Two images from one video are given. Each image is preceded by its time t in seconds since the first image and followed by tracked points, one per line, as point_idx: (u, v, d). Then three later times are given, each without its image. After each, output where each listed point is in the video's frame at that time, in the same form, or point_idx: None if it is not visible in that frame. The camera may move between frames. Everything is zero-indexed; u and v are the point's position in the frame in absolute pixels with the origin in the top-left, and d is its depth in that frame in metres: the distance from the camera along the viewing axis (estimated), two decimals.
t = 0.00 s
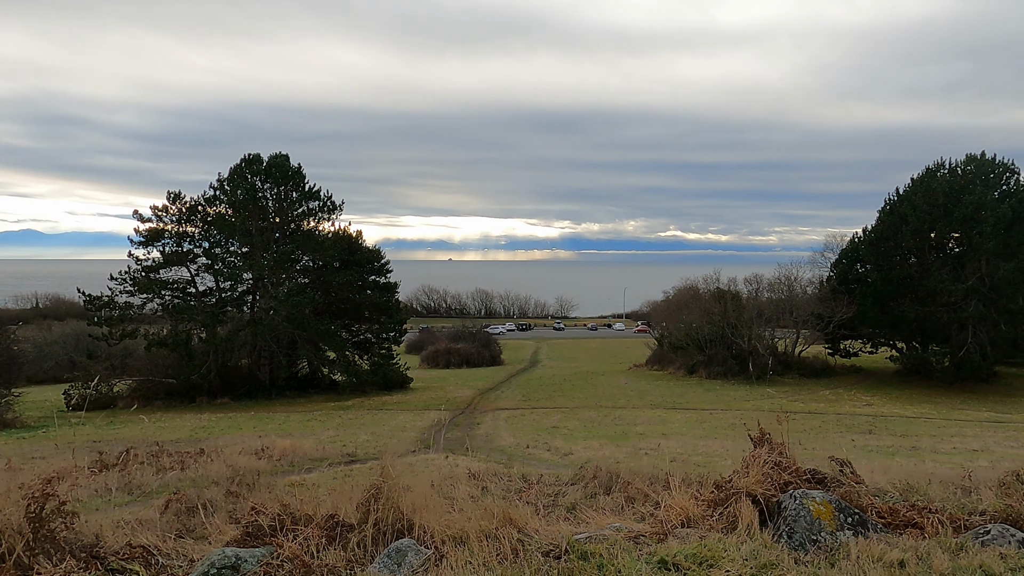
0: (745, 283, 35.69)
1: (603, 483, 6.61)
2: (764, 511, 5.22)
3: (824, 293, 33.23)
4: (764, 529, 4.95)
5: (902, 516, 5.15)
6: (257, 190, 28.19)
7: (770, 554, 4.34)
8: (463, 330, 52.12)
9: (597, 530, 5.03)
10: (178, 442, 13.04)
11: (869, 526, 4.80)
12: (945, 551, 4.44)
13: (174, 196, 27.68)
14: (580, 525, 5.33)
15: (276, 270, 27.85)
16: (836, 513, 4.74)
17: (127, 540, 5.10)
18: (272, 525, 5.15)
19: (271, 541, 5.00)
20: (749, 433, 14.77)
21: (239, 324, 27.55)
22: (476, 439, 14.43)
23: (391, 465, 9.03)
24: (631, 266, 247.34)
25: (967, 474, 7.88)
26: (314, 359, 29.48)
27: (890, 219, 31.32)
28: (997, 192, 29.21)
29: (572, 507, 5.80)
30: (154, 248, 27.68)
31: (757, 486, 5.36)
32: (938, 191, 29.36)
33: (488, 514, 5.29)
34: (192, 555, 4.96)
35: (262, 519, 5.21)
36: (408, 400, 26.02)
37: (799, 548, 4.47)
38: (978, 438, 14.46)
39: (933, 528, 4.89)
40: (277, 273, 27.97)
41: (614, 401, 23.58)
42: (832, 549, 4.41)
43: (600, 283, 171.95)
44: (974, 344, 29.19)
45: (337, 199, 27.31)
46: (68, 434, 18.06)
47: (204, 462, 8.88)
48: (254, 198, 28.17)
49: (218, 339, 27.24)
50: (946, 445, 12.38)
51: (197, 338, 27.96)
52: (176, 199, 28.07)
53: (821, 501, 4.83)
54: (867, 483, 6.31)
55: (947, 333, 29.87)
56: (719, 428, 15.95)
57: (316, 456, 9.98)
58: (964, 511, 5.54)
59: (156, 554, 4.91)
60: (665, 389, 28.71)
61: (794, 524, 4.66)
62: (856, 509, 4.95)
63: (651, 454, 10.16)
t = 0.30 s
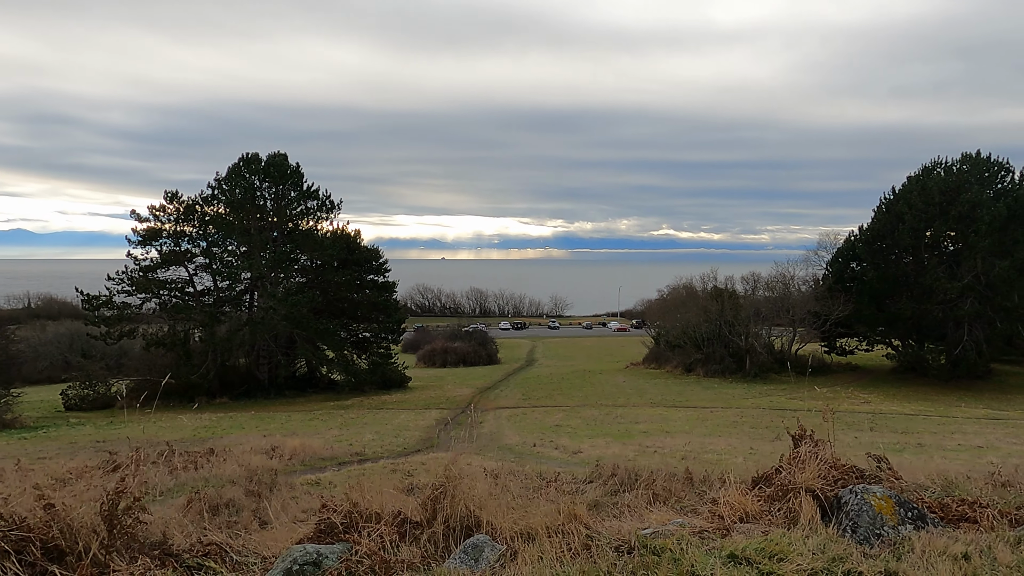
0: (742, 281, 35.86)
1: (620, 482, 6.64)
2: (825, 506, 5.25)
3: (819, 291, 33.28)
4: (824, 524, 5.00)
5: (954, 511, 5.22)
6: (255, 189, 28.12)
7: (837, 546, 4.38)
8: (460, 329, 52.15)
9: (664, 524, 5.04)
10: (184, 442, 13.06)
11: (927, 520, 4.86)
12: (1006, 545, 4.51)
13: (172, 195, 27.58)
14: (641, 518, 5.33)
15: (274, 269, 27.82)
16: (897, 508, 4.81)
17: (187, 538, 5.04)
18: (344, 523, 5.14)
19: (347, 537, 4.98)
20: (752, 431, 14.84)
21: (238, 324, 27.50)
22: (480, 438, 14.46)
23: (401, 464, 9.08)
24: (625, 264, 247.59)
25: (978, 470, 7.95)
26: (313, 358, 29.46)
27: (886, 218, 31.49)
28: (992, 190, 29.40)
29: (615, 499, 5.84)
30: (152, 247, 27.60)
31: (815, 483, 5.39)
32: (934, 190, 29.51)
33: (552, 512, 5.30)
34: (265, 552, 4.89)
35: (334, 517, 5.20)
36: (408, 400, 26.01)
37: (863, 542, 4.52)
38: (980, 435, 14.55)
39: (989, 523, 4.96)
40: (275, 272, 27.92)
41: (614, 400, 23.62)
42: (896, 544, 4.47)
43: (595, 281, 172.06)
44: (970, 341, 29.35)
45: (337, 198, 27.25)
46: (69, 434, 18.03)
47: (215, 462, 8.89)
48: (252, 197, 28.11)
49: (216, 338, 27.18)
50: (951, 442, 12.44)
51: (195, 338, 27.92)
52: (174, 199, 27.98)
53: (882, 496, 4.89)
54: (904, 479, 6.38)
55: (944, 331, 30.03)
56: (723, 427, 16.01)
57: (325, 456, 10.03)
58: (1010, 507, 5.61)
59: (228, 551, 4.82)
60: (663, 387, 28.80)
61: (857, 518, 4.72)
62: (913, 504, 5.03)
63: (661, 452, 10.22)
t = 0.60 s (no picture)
0: (738, 283, 36.04)
1: (638, 482, 6.66)
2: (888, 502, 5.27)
3: (814, 293, 33.57)
4: (888, 521, 5.03)
5: (1010, 508, 5.28)
6: (253, 191, 28.03)
7: (909, 543, 4.41)
8: (455, 331, 52.12)
9: (732, 521, 5.06)
10: (189, 445, 13.06)
11: (990, 515, 4.90)
12: None
13: (168, 197, 27.46)
14: (705, 516, 5.33)
15: (272, 271, 27.72)
16: (962, 504, 4.85)
17: (254, 537, 5.03)
18: (419, 521, 5.15)
19: (425, 535, 4.98)
20: (755, 432, 14.89)
21: (235, 326, 27.39)
22: (484, 439, 14.47)
23: (411, 465, 9.12)
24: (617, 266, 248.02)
25: (989, 471, 8.02)
26: (310, 361, 29.37)
27: (881, 221, 31.67)
28: (986, 193, 29.62)
29: (668, 496, 5.84)
30: (148, 250, 27.48)
31: (877, 481, 5.42)
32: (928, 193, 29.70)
33: (621, 512, 5.28)
34: (339, 549, 4.87)
35: (409, 515, 5.20)
36: (406, 402, 25.99)
37: (934, 538, 4.55)
38: (981, 435, 14.66)
39: None
40: (272, 274, 27.82)
41: (613, 401, 23.66)
42: (964, 539, 4.49)
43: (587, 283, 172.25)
44: (965, 342, 29.55)
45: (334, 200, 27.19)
46: (69, 437, 17.96)
47: (226, 464, 8.90)
48: (249, 199, 28.01)
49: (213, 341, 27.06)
50: (953, 442, 12.52)
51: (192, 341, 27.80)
52: (170, 201, 27.87)
53: (946, 493, 4.93)
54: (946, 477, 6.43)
55: (939, 332, 30.22)
56: (725, 428, 16.06)
57: (334, 458, 10.03)
58: None
59: (303, 549, 4.77)
60: (661, 389, 28.86)
61: (923, 515, 4.76)
62: (976, 501, 5.05)
63: (669, 453, 10.25)
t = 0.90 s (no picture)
0: (750, 295, 35.98)
1: (676, 494, 6.68)
2: (965, 514, 5.26)
3: (827, 304, 33.48)
4: (967, 533, 5.03)
5: None
6: (267, 203, 28.22)
7: (996, 554, 4.41)
8: (465, 342, 52.13)
9: (813, 531, 5.10)
10: (209, 456, 13.09)
11: None
12: None
13: (183, 209, 27.67)
14: (780, 528, 5.34)
15: (286, 283, 27.84)
16: None
17: (336, 548, 5.04)
18: (506, 531, 5.16)
19: (514, 545, 4.99)
20: (773, 444, 14.87)
21: (249, 338, 27.47)
22: (502, 451, 14.46)
23: (436, 477, 9.17)
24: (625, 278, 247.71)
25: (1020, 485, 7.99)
26: (323, 372, 29.41)
27: (893, 232, 31.63)
28: (1000, 204, 29.55)
29: (729, 506, 5.84)
30: (163, 261, 27.68)
31: (953, 491, 5.42)
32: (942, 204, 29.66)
33: (700, 522, 5.26)
34: (427, 561, 4.87)
35: (495, 524, 5.22)
36: (420, 413, 26.00)
37: (1020, 548, 4.55)
38: (1002, 448, 14.56)
39: None
40: (286, 285, 27.93)
41: (628, 413, 23.58)
42: None
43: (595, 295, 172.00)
44: (980, 355, 29.41)
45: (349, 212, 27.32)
46: (87, 448, 18.05)
47: (252, 476, 8.93)
48: (263, 211, 28.19)
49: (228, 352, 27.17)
50: (976, 455, 12.46)
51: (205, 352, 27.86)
52: (186, 213, 28.08)
53: None
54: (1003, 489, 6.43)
55: (953, 344, 30.09)
56: (742, 440, 16.02)
57: (358, 469, 10.07)
58: None
59: (392, 560, 4.81)
60: (674, 401, 28.78)
61: (1007, 525, 4.76)
62: None
63: (694, 465, 10.22)
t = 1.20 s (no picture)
0: (766, 316, 35.84)
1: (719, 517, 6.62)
2: None
3: (843, 325, 33.28)
4: None
5: None
6: (284, 225, 28.44)
7: None
8: (477, 363, 52.05)
9: (896, 554, 5.12)
10: (231, 477, 13.13)
11: None
12: None
13: (202, 230, 27.94)
14: (858, 551, 5.26)
15: (303, 304, 27.96)
16: None
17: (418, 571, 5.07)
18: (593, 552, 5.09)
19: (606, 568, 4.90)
20: (795, 467, 14.73)
21: (265, 358, 27.53)
22: (522, 473, 14.40)
23: (462, 499, 9.18)
24: (635, 298, 247.19)
25: None
26: (339, 393, 29.39)
27: (910, 253, 31.50)
28: (1018, 224, 29.40)
29: (783, 530, 5.77)
30: (181, 282, 27.91)
31: None
32: (959, 225, 29.55)
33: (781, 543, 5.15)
34: None
35: (576, 547, 5.21)
36: (436, 434, 25.93)
37: None
38: None
39: None
40: (303, 306, 28.03)
41: (645, 435, 23.43)
42: None
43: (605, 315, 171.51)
44: (1000, 376, 29.09)
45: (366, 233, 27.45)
46: (107, 468, 18.12)
47: (280, 497, 8.96)
48: (280, 232, 28.40)
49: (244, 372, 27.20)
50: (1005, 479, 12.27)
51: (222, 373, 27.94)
52: (204, 234, 28.35)
53: None
54: None
55: (972, 366, 29.79)
56: (764, 462, 15.87)
57: (385, 490, 10.09)
58: None
59: None
60: (690, 423, 28.58)
61: None
62: None
63: (722, 487, 10.14)
